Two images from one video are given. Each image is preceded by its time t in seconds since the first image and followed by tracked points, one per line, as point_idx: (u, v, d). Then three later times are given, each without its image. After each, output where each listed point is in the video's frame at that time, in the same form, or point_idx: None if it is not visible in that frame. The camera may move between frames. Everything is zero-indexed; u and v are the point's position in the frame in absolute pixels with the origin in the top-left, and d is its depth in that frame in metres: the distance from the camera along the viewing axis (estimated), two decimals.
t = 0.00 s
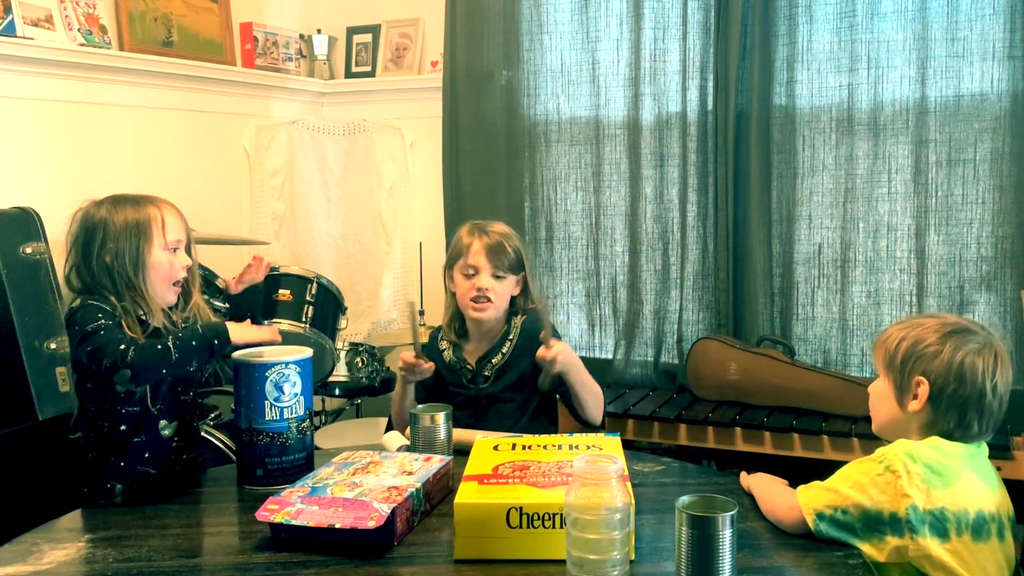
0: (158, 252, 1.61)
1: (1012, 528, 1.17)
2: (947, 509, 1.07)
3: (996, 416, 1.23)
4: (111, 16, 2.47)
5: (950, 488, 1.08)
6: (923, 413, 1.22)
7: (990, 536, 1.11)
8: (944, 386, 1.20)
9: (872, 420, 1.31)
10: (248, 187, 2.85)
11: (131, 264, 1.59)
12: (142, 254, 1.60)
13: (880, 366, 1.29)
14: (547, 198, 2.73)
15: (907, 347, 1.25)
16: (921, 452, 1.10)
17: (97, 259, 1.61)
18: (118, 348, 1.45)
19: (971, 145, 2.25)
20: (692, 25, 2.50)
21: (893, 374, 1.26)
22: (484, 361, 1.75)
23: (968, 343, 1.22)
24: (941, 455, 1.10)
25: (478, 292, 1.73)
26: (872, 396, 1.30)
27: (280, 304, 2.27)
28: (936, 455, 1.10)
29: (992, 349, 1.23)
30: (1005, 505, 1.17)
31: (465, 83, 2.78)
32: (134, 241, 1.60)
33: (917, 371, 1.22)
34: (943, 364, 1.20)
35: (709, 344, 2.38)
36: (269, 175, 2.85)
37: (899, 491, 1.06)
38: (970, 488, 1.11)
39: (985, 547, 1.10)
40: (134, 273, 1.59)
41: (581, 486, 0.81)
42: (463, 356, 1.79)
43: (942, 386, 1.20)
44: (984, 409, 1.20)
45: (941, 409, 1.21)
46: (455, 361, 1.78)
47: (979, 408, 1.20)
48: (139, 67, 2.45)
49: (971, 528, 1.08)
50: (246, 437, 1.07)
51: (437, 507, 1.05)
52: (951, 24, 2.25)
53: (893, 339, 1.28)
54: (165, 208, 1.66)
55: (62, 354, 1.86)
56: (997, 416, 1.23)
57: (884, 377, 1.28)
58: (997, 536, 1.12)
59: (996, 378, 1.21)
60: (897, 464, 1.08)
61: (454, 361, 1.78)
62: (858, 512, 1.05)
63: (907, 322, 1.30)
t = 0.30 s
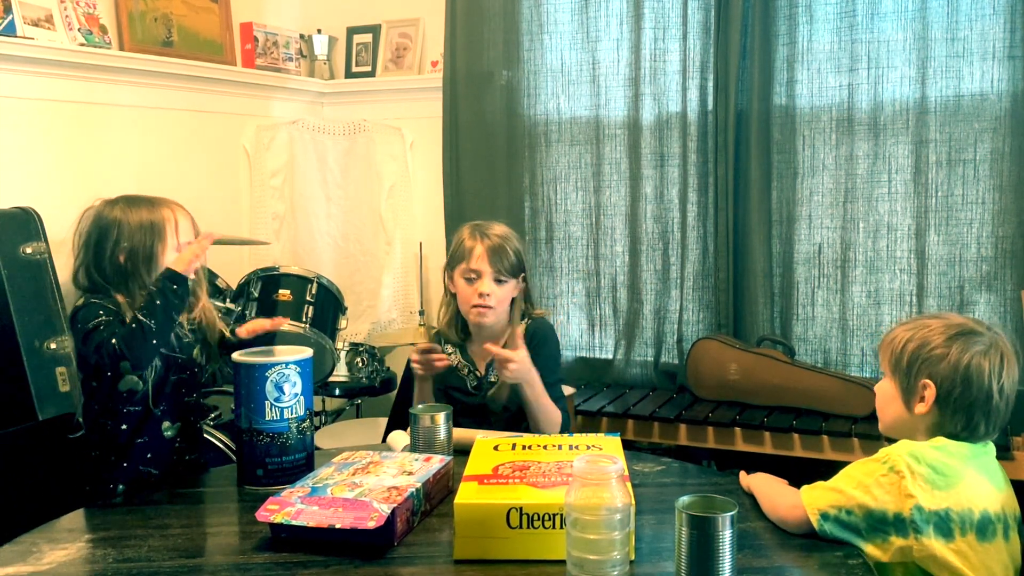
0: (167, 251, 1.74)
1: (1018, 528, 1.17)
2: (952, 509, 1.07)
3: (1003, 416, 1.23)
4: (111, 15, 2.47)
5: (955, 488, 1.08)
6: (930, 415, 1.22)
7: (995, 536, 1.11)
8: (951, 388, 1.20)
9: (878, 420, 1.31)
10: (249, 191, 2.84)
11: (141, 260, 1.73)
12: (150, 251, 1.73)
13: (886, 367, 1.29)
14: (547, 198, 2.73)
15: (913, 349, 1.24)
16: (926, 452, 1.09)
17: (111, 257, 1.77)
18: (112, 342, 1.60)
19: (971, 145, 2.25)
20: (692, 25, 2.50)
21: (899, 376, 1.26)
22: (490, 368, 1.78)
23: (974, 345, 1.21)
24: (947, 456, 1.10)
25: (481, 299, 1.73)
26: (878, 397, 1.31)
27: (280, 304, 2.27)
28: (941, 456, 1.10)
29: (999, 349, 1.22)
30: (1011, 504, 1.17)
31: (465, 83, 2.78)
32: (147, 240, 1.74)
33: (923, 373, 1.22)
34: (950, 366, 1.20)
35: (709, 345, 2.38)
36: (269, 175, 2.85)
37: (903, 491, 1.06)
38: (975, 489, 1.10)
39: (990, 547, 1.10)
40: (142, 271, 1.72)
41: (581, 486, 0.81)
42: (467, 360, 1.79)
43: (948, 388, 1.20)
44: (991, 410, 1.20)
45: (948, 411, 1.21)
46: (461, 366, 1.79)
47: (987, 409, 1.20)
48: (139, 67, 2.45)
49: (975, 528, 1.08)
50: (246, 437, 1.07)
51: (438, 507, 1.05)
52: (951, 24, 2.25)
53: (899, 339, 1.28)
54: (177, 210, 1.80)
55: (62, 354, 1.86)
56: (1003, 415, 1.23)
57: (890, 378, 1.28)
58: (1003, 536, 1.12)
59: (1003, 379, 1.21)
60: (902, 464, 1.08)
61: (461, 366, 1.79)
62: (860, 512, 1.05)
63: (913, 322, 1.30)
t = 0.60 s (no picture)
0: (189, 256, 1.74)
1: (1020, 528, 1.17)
2: (952, 510, 1.07)
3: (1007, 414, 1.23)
4: (111, 15, 2.47)
5: (956, 489, 1.08)
6: (932, 415, 1.22)
7: (997, 536, 1.11)
8: (952, 388, 1.20)
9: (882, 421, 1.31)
10: (249, 186, 2.86)
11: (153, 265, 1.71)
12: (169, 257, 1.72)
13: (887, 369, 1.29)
14: (547, 198, 2.73)
15: (913, 350, 1.25)
16: (926, 453, 1.09)
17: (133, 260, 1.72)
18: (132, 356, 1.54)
19: (971, 145, 2.25)
20: (692, 25, 2.50)
21: (900, 378, 1.26)
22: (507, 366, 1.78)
23: (974, 343, 1.21)
24: (947, 457, 1.10)
25: (494, 296, 1.73)
26: (880, 398, 1.31)
27: (280, 304, 2.27)
28: (941, 457, 1.10)
29: (999, 347, 1.22)
30: (1013, 505, 1.16)
31: (465, 83, 2.78)
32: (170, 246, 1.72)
33: (924, 374, 1.23)
34: (950, 365, 1.20)
35: (708, 345, 2.37)
36: (269, 175, 2.85)
37: (903, 493, 1.06)
38: (977, 490, 1.10)
39: (990, 547, 1.10)
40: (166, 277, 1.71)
41: (581, 485, 0.81)
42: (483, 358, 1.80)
43: (949, 388, 1.20)
44: (993, 409, 1.20)
45: (950, 411, 1.21)
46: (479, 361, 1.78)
47: (989, 408, 1.20)
48: (139, 67, 2.45)
49: (977, 529, 1.08)
50: (246, 437, 1.07)
51: (437, 507, 1.05)
52: (951, 24, 2.25)
53: (899, 340, 1.28)
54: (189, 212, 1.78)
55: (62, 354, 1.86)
56: (1007, 413, 1.22)
57: (892, 380, 1.28)
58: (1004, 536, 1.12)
59: (1004, 377, 1.21)
60: (902, 465, 1.08)
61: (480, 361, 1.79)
62: (861, 512, 1.05)
63: (912, 322, 1.30)
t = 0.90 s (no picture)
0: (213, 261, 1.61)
1: None
2: (951, 518, 1.07)
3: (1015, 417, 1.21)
4: (111, 16, 2.47)
5: (956, 497, 1.07)
6: (935, 420, 1.22)
7: (1002, 546, 1.09)
8: (952, 391, 1.20)
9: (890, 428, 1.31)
10: (249, 187, 2.86)
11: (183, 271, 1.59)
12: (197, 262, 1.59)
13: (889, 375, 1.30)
14: (547, 198, 2.73)
15: (913, 355, 1.25)
16: (929, 460, 1.09)
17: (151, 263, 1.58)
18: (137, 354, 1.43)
19: (971, 145, 2.26)
20: (692, 25, 2.50)
21: (902, 385, 1.27)
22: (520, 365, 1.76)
23: (973, 345, 1.21)
24: (950, 465, 1.09)
25: (505, 291, 1.76)
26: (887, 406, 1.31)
27: (280, 304, 2.27)
28: (944, 464, 1.09)
29: (1001, 347, 1.22)
30: None
31: (465, 83, 2.78)
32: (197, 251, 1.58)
33: (925, 379, 1.23)
34: (949, 369, 1.20)
35: (709, 345, 2.37)
36: (269, 175, 2.85)
37: (903, 501, 1.06)
38: (981, 499, 1.09)
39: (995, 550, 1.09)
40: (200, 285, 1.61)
41: (581, 485, 0.81)
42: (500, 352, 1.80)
43: (950, 391, 1.20)
44: (998, 411, 1.19)
45: (952, 415, 1.20)
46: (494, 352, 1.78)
47: (993, 411, 1.19)
48: (139, 67, 2.45)
49: (976, 537, 1.07)
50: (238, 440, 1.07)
51: (437, 507, 1.05)
52: (951, 24, 2.25)
53: (900, 345, 1.28)
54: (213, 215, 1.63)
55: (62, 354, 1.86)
56: (1013, 414, 1.21)
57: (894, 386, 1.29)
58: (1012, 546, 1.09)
59: (1007, 378, 1.20)
60: (904, 472, 1.07)
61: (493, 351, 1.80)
62: (861, 516, 1.05)
63: (914, 327, 1.30)
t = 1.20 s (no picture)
0: (212, 263, 1.65)
1: None
2: (954, 517, 1.04)
3: None
4: (111, 16, 2.47)
5: (961, 496, 1.05)
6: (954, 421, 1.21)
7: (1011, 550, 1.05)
8: (976, 392, 1.19)
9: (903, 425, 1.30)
10: (249, 187, 2.86)
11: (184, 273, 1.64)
12: (195, 264, 1.64)
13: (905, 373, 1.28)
14: (547, 198, 2.73)
15: (935, 355, 1.23)
16: (934, 458, 1.07)
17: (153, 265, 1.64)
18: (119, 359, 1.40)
19: (971, 145, 2.26)
20: (692, 25, 2.50)
21: (922, 383, 1.25)
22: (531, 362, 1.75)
23: (998, 346, 1.20)
24: (955, 463, 1.07)
25: (521, 293, 1.75)
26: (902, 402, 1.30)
27: (280, 304, 2.27)
28: (949, 462, 1.07)
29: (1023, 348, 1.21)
30: None
31: (464, 83, 2.78)
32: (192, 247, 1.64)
33: (948, 380, 1.21)
34: (975, 370, 1.19)
35: (709, 345, 2.37)
36: (269, 175, 2.85)
37: (904, 497, 1.05)
38: (990, 500, 1.06)
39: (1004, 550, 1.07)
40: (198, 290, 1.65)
41: (581, 485, 0.81)
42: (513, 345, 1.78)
43: (974, 393, 1.19)
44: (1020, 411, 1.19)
45: (975, 416, 1.19)
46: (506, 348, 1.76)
47: (1016, 412, 1.19)
48: (139, 67, 2.45)
49: (979, 537, 1.05)
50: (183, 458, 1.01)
51: (437, 507, 1.05)
52: (951, 24, 2.25)
53: (918, 343, 1.27)
54: (222, 218, 1.71)
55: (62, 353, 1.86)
56: None
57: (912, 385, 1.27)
58: None
59: None
60: (906, 469, 1.06)
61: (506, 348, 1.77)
62: (863, 513, 1.06)
63: (932, 325, 1.28)
